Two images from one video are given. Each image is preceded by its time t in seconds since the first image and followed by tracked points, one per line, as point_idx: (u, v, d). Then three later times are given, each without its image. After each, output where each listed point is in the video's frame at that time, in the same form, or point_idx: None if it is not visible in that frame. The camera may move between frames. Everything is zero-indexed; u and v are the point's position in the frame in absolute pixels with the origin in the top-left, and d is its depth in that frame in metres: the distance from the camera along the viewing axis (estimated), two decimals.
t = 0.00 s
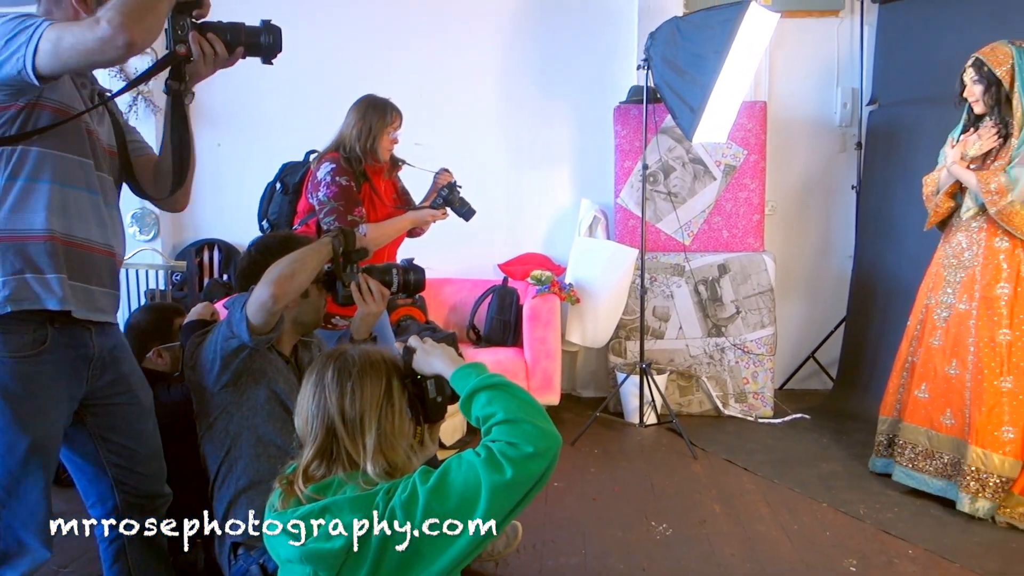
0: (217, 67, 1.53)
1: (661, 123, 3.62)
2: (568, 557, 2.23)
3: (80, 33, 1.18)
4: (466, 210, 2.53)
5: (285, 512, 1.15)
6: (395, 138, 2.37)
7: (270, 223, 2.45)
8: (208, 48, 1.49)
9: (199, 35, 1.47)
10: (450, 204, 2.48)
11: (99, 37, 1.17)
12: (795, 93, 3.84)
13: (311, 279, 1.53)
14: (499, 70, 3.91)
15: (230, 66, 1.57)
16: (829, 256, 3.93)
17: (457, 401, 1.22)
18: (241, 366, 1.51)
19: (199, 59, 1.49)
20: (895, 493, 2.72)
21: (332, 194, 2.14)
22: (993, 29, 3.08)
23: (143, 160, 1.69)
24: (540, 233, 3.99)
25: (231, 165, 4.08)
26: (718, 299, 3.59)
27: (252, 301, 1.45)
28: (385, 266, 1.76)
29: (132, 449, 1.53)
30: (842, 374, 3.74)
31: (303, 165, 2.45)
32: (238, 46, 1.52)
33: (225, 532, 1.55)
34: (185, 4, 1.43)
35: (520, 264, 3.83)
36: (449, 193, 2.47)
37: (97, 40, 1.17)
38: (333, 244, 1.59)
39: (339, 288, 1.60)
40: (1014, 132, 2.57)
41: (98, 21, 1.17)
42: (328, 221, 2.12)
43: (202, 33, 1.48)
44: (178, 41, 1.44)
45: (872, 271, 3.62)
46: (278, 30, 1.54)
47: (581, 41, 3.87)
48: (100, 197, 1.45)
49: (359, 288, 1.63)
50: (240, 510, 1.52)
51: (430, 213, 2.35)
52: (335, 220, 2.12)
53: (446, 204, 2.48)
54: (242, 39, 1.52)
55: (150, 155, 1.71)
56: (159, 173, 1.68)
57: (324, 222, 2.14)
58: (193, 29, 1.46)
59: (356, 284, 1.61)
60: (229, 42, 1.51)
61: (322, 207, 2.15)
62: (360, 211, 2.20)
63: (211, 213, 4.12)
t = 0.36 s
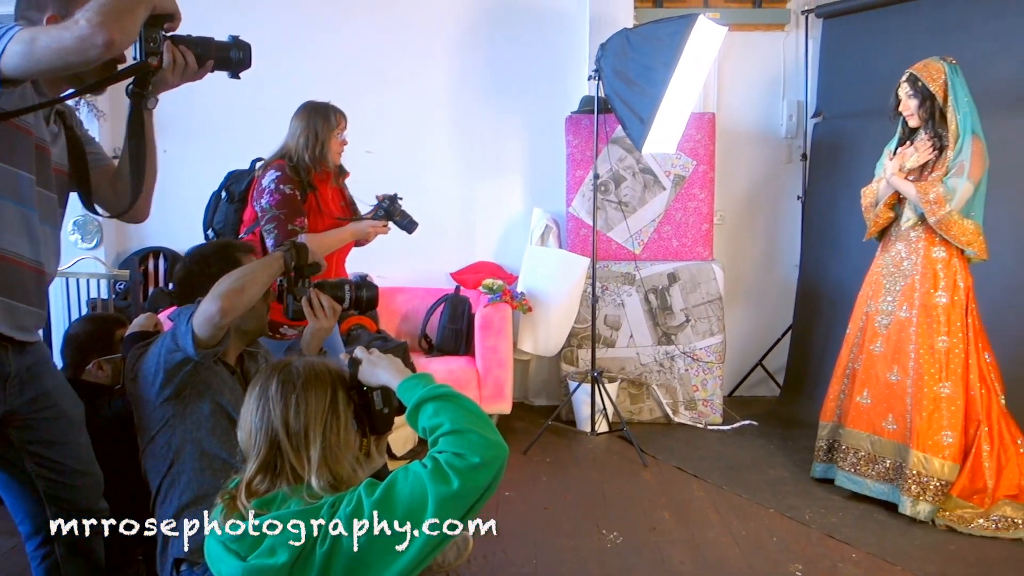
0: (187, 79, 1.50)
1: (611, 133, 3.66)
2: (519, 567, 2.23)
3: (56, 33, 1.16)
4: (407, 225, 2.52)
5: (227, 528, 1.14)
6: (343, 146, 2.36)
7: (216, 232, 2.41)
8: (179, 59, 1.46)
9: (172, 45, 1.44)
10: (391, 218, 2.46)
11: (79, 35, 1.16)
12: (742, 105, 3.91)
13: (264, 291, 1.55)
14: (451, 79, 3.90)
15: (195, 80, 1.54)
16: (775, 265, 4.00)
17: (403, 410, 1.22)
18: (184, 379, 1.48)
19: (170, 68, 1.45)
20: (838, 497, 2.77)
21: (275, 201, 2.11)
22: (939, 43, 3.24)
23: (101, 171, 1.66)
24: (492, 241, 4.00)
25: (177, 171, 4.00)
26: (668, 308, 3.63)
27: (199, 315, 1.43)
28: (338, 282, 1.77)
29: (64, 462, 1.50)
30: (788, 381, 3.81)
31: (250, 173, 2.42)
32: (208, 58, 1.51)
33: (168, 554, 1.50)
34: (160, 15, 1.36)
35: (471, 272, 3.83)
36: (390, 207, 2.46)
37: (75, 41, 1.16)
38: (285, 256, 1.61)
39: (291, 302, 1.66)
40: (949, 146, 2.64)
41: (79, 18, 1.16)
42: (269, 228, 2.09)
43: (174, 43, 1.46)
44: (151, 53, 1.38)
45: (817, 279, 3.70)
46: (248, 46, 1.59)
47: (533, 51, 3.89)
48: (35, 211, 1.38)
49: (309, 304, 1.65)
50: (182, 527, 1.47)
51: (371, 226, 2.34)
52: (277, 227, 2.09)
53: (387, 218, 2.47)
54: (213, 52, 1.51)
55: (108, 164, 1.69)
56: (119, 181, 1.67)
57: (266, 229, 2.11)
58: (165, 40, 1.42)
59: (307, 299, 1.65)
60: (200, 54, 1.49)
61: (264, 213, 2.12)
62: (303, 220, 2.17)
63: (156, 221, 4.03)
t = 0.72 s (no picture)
0: (144, 107, 1.52)
1: (562, 144, 3.69)
2: None
3: (25, 64, 1.21)
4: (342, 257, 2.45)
5: (167, 548, 1.11)
6: (290, 158, 2.33)
7: (159, 241, 2.37)
8: (138, 86, 1.47)
9: (130, 71, 1.46)
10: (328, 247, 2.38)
11: (49, 67, 1.21)
12: (690, 116, 3.97)
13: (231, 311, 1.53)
14: (402, 89, 3.89)
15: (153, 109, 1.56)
16: (723, 274, 4.06)
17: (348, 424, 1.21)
18: (135, 393, 1.45)
19: (127, 94, 1.46)
20: (785, 502, 2.82)
21: (206, 210, 2.13)
22: (874, 61, 3.38)
23: (55, 198, 1.64)
24: (443, 251, 3.98)
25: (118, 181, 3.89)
26: (619, 317, 3.65)
27: (166, 327, 1.40)
28: (307, 312, 1.77)
29: None
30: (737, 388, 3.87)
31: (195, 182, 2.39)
32: (168, 86, 1.54)
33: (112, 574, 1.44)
34: (117, 41, 1.40)
35: (423, 283, 3.81)
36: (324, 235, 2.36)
37: (45, 70, 1.21)
38: (255, 282, 1.62)
39: (256, 327, 1.63)
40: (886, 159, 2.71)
41: (48, 52, 1.21)
42: (195, 236, 2.11)
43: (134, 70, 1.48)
44: (108, 78, 1.39)
45: (764, 288, 3.76)
46: (207, 75, 1.63)
47: (483, 62, 3.90)
48: None
49: (277, 332, 1.63)
50: (126, 546, 1.43)
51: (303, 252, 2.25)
52: (202, 237, 2.11)
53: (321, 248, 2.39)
54: (172, 82, 1.55)
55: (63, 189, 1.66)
56: (70, 210, 1.64)
57: (194, 237, 2.13)
58: (122, 67, 1.44)
59: (274, 327, 1.63)
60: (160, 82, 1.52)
61: (194, 221, 2.14)
62: (236, 232, 2.18)
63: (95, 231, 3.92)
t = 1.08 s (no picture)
0: (102, 118, 1.49)
1: (519, 151, 3.68)
2: None
3: None
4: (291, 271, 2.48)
5: (112, 564, 1.08)
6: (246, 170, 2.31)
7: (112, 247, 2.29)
8: (92, 98, 1.44)
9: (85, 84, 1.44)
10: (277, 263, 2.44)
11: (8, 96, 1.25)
12: (645, 125, 4.01)
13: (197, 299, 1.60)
14: (358, 97, 3.86)
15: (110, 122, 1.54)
16: (679, 281, 4.10)
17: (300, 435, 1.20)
18: (95, 392, 1.42)
19: (82, 105, 1.43)
20: (740, 507, 2.86)
21: (156, 218, 2.10)
22: (825, 73, 3.46)
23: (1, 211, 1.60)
24: (401, 259, 3.96)
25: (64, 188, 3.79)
26: (576, 324, 3.66)
27: (136, 316, 1.43)
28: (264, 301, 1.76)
29: None
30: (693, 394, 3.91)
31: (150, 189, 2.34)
32: (124, 98, 1.53)
33: None
34: (73, 54, 1.41)
35: (380, 291, 3.78)
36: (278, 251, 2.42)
37: (5, 99, 1.25)
38: (217, 268, 1.64)
39: (218, 313, 1.66)
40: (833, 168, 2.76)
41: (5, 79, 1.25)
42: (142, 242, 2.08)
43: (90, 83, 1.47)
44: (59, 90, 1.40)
45: (719, 295, 3.81)
46: (165, 86, 1.66)
47: (440, 70, 3.90)
48: None
49: (237, 319, 1.66)
50: (79, 557, 1.35)
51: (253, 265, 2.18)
52: (149, 244, 2.08)
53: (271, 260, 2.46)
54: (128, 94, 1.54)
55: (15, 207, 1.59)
56: (17, 225, 1.57)
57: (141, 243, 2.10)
58: (76, 79, 1.42)
59: (235, 313, 1.66)
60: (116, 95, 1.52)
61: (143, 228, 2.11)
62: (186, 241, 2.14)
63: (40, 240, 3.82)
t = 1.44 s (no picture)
0: (44, 129, 1.46)
1: (477, 160, 3.68)
2: None
3: None
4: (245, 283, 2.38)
5: None
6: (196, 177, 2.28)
7: (61, 257, 2.23)
8: (36, 107, 1.41)
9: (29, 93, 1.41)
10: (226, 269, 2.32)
11: None
12: (604, 135, 4.03)
13: (121, 323, 1.50)
14: (315, 104, 3.83)
15: (52, 132, 1.51)
16: (638, 289, 4.13)
17: (249, 449, 1.20)
18: (29, 413, 1.39)
19: (25, 115, 1.40)
20: (697, 513, 2.88)
21: (100, 227, 2.08)
22: (779, 85, 3.51)
23: None
24: (359, 267, 3.93)
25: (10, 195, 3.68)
26: (536, 332, 3.66)
27: (54, 341, 1.36)
28: (204, 313, 1.71)
29: None
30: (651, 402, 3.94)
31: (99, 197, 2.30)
32: (66, 108, 1.53)
33: None
34: (14, 61, 1.39)
35: (339, 300, 3.75)
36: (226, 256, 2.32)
37: None
38: (149, 286, 1.61)
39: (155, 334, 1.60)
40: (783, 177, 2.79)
41: None
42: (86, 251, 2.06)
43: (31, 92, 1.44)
44: None
45: (676, 303, 3.84)
46: (111, 96, 1.65)
47: (398, 78, 3.89)
48: None
49: (176, 337, 1.60)
50: None
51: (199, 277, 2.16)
52: (93, 252, 2.06)
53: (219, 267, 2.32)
54: (71, 104, 1.54)
55: None
56: None
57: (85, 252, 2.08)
58: (19, 87, 1.39)
59: (173, 331, 1.60)
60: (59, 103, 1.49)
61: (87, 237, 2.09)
62: (132, 249, 2.13)
63: None
